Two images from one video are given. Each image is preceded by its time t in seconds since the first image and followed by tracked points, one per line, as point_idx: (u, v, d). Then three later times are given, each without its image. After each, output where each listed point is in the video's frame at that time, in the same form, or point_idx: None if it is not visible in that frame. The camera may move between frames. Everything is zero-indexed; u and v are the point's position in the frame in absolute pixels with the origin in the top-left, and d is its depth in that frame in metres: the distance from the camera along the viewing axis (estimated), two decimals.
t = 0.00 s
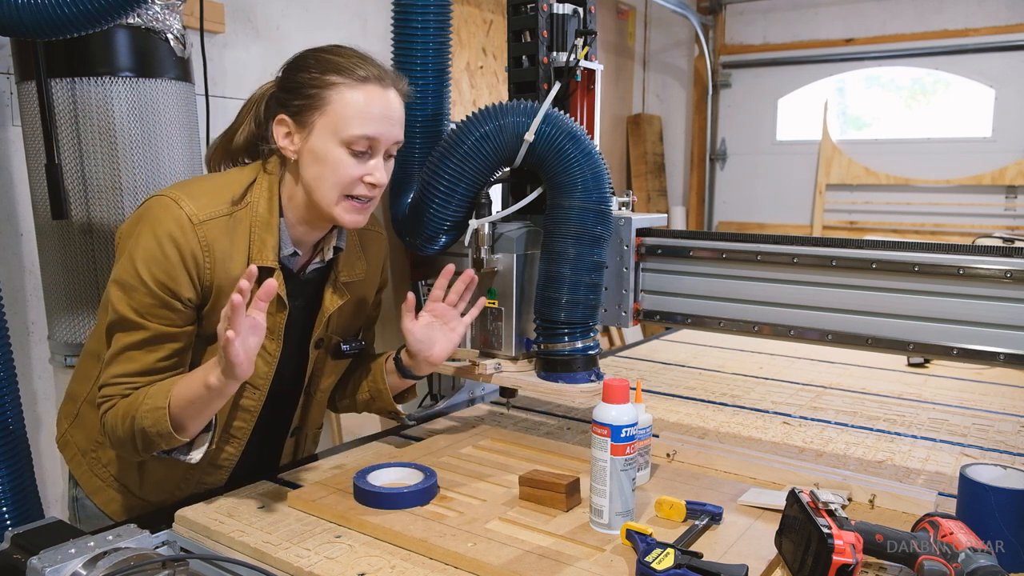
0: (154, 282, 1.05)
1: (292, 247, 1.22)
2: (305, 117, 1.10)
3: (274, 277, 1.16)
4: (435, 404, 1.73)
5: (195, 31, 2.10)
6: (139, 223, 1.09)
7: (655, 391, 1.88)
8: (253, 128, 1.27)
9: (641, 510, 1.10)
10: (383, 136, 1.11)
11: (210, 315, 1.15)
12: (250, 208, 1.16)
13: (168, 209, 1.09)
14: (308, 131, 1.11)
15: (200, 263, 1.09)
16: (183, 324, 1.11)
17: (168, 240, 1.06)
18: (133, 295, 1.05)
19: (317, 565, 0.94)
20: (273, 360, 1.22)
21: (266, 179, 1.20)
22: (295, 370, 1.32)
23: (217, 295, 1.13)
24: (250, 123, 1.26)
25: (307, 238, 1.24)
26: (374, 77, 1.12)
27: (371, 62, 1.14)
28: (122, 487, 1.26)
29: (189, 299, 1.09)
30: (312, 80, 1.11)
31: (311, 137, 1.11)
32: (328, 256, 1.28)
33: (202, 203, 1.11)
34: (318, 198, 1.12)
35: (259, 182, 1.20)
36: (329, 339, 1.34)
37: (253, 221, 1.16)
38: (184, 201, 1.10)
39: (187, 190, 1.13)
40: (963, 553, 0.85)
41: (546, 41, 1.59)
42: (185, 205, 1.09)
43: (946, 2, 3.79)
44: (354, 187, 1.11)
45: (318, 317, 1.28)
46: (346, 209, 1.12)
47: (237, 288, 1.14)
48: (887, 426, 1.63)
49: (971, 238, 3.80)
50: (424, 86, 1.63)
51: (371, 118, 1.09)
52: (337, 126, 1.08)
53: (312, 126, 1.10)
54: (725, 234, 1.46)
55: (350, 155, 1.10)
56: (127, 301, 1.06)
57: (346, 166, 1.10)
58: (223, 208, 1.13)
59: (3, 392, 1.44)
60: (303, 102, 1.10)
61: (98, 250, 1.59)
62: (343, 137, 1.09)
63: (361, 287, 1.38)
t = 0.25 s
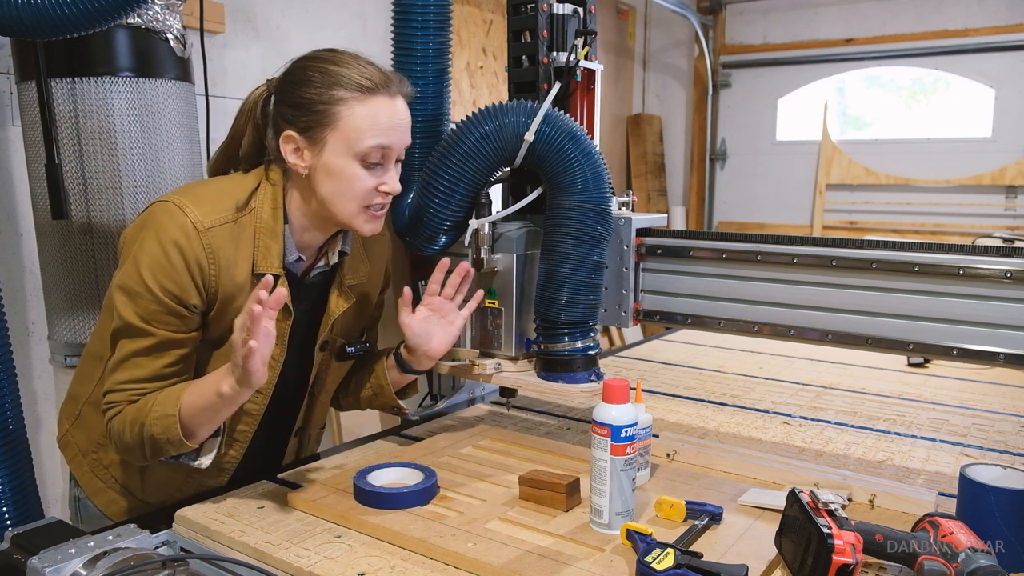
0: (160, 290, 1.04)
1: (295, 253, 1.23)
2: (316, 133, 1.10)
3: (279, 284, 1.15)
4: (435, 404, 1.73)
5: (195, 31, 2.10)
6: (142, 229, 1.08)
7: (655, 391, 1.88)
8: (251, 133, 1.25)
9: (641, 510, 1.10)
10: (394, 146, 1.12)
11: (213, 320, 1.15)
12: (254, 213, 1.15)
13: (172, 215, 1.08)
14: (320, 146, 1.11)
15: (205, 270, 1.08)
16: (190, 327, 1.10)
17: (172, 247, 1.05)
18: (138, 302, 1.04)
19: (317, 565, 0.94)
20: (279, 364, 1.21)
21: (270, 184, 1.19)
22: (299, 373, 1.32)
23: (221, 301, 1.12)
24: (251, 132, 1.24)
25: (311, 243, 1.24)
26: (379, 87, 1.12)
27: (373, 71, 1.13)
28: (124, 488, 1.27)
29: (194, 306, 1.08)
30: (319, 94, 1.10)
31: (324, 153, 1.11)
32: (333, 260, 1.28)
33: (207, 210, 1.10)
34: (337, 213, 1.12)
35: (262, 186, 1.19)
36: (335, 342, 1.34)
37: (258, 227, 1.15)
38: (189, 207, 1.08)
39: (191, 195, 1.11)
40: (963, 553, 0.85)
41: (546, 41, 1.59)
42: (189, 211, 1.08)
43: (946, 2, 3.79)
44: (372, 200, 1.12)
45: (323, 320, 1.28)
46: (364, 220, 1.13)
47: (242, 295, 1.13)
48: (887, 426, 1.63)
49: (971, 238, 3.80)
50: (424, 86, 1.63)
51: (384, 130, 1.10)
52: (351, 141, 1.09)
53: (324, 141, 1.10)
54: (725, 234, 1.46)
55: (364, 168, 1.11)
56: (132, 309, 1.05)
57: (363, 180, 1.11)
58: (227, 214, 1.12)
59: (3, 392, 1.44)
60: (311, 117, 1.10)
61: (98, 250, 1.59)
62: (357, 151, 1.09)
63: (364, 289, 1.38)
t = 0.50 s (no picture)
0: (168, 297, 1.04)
1: (300, 253, 1.21)
2: (304, 123, 1.10)
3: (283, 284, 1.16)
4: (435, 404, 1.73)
5: (195, 31, 2.10)
6: (147, 236, 1.07)
7: (655, 391, 1.88)
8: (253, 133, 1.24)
9: (641, 510, 1.10)
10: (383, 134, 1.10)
11: (218, 324, 1.14)
12: (258, 216, 1.15)
13: (177, 220, 1.07)
14: (308, 137, 1.10)
15: (211, 274, 1.08)
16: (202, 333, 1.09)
17: (178, 254, 1.05)
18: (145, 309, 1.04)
19: (317, 565, 0.94)
20: (280, 364, 1.22)
21: (272, 185, 1.19)
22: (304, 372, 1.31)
23: (226, 304, 1.12)
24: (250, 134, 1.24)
25: (315, 241, 1.24)
26: (367, 76, 1.11)
27: (363, 63, 1.13)
28: (128, 489, 1.27)
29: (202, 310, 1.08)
30: (305, 85, 1.10)
31: (311, 143, 1.10)
32: (336, 258, 1.26)
33: (211, 214, 1.09)
34: (326, 203, 1.11)
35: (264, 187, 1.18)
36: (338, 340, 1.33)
37: (262, 230, 1.15)
38: (193, 213, 1.08)
39: (193, 199, 1.11)
40: (963, 553, 0.85)
41: (546, 41, 1.59)
42: (194, 216, 1.08)
43: (946, 2, 3.79)
44: (362, 189, 1.11)
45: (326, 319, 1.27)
46: (355, 212, 1.12)
47: (247, 298, 1.13)
48: (887, 426, 1.63)
49: (971, 238, 3.80)
50: (423, 86, 1.63)
51: (370, 118, 1.08)
52: (336, 129, 1.08)
53: (311, 131, 1.10)
54: (725, 234, 1.46)
55: (352, 157, 1.10)
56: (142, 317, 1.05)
57: (350, 168, 1.10)
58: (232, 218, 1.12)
59: (3, 392, 1.44)
60: (299, 107, 1.10)
61: (98, 250, 1.59)
62: (343, 140, 1.08)
63: (368, 288, 1.35)
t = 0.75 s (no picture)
0: (172, 290, 1.04)
1: (302, 246, 1.21)
2: (304, 115, 1.10)
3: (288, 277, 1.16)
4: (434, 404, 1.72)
5: (195, 31, 2.10)
6: (150, 231, 1.07)
7: (655, 391, 1.88)
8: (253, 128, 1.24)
9: (641, 509, 1.10)
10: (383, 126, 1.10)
11: (222, 318, 1.14)
12: (261, 210, 1.15)
13: (180, 216, 1.07)
14: (309, 128, 1.10)
15: (215, 268, 1.08)
16: (207, 327, 1.09)
17: (182, 248, 1.05)
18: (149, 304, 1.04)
19: (317, 565, 0.94)
20: (284, 359, 1.22)
21: (274, 178, 1.18)
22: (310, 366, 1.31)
23: (229, 299, 1.12)
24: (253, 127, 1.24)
25: (319, 234, 1.23)
26: (368, 68, 1.11)
27: (362, 55, 1.13)
28: (130, 488, 1.27)
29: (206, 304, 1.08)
30: (305, 76, 1.10)
31: (312, 135, 1.11)
32: (338, 247, 1.25)
33: (214, 208, 1.10)
34: (329, 195, 1.12)
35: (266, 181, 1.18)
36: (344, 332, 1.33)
37: (265, 224, 1.15)
38: (196, 207, 1.08)
39: (196, 195, 1.11)
40: (963, 553, 0.85)
41: (546, 40, 1.59)
42: (197, 211, 1.08)
43: (946, 2, 3.79)
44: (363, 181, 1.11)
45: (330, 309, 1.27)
46: (357, 203, 1.12)
47: (250, 291, 1.13)
48: (887, 426, 1.63)
49: (971, 238, 3.80)
50: (423, 86, 1.63)
51: (370, 109, 1.08)
52: (336, 121, 1.08)
53: (312, 123, 1.10)
54: (725, 234, 1.46)
55: (353, 149, 1.10)
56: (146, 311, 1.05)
57: (352, 160, 1.10)
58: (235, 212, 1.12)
59: (3, 392, 1.44)
60: (300, 99, 1.10)
61: (98, 250, 1.59)
62: (344, 131, 1.08)
63: (371, 279, 1.36)
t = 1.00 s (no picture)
0: (171, 295, 1.04)
1: (303, 256, 1.19)
2: (310, 133, 1.08)
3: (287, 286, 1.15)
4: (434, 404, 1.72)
5: (195, 31, 2.10)
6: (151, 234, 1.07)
7: (655, 391, 1.88)
8: (259, 133, 1.23)
9: (641, 510, 1.10)
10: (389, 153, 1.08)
11: (220, 324, 1.14)
12: (262, 216, 1.15)
13: (181, 219, 1.08)
14: (313, 147, 1.08)
15: (214, 273, 1.08)
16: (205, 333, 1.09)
17: (182, 252, 1.05)
18: (148, 307, 1.04)
19: (317, 565, 0.94)
20: (282, 366, 1.21)
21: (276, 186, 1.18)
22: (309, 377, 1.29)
23: (229, 305, 1.12)
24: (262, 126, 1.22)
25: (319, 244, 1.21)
26: (380, 91, 1.08)
27: (376, 74, 1.10)
28: (127, 489, 1.27)
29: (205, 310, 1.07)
30: (317, 93, 1.07)
31: (316, 153, 1.09)
32: (338, 260, 1.23)
33: (216, 213, 1.10)
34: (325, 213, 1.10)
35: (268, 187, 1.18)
36: (346, 345, 1.31)
37: (265, 231, 1.15)
38: (198, 212, 1.08)
39: (198, 199, 1.11)
40: (963, 553, 0.85)
41: (546, 41, 1.59)
42: (198, 215, 1.08)
43: (946, 2, 3.79)
44: (361, 205, 1.09)
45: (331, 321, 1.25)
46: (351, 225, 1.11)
47: (249, 298, 1.13)
48: (887, 426, 1.63)
49: (971, 238, 3.80)
50: (424, 86, 1.63)
51: (377, 137, 1.06)
52: (342, 143, 1.06)
53: (317, 141, 1.08)
54: (725, 234, 1.46)
55: (356, 172, 1.08)
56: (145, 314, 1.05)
57: (353, 183, 1.08)
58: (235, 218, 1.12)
59: (3, 392, 1.44)
60: (307, 116, 1.08)
61: (98, 250, 1.59)
62: (348, 155, 1.06)
63: (374, 292, 1.33)
